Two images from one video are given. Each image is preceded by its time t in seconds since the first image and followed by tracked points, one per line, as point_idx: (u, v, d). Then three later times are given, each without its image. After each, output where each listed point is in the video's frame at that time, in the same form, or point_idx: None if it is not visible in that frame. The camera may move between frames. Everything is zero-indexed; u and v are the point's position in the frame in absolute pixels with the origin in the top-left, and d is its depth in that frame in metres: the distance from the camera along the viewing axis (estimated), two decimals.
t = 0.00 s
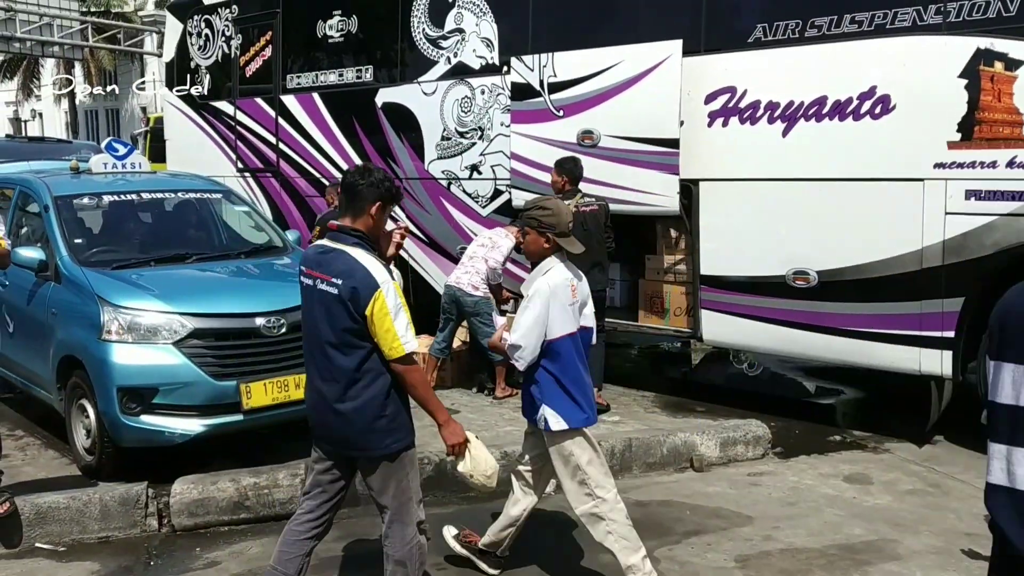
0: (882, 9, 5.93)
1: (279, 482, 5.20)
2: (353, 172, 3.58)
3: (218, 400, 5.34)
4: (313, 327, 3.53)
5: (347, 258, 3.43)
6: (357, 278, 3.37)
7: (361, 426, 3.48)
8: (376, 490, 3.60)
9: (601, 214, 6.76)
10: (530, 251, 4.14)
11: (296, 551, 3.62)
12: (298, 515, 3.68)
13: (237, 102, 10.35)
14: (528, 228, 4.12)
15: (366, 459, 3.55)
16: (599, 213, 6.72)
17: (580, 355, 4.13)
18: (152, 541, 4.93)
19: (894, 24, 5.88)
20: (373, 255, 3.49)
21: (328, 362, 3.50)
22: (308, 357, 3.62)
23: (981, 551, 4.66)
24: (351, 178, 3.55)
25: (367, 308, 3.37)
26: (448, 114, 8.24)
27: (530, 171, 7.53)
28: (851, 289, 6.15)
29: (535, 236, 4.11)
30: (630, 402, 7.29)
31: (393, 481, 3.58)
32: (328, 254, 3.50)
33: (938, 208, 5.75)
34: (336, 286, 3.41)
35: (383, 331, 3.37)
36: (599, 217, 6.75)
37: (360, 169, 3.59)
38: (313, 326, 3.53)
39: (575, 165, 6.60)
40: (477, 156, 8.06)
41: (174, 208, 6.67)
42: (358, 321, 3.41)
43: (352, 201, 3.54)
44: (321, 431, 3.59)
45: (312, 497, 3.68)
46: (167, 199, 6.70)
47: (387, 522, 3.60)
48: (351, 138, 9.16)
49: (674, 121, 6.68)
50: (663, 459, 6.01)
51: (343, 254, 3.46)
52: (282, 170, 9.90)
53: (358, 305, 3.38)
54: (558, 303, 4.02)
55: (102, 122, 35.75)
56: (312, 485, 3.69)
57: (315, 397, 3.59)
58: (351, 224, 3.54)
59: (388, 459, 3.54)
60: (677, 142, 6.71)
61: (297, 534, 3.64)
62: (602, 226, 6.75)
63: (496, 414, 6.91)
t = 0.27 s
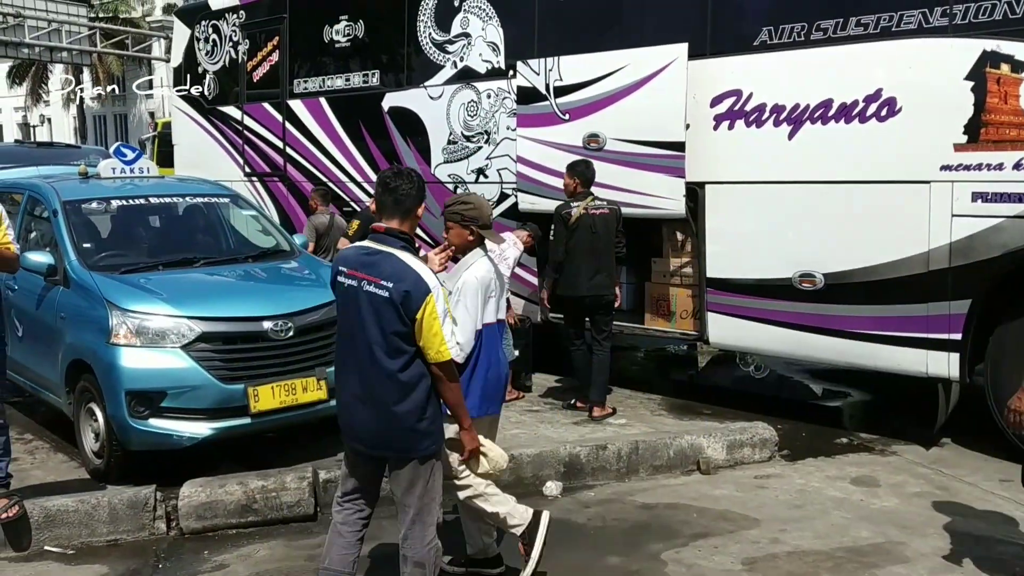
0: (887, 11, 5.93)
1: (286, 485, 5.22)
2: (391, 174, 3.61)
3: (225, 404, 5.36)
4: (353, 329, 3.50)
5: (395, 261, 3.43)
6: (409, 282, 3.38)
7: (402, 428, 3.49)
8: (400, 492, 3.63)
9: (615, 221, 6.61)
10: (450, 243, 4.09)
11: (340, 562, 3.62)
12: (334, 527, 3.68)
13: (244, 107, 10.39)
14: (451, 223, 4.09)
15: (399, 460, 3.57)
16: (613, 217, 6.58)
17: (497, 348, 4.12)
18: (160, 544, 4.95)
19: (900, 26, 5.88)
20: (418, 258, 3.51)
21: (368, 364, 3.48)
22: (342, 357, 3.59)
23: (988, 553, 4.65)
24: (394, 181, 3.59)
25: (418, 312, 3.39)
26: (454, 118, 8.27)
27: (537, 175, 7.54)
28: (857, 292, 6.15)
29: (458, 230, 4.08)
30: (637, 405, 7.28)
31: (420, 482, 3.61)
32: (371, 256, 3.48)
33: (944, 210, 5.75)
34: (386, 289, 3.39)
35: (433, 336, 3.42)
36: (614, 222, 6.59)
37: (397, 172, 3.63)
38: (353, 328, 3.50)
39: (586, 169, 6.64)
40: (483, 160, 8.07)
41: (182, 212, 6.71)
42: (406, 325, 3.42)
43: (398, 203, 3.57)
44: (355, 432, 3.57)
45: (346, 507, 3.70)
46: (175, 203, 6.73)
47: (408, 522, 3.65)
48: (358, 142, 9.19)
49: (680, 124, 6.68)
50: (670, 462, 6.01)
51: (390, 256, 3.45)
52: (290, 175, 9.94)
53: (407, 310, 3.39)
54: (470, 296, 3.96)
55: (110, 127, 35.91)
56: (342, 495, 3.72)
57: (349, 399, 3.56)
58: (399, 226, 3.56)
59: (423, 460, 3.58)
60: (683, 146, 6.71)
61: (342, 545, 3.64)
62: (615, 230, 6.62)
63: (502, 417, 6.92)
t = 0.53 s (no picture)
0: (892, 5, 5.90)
1: (292, 482, 5.22)
2: (400, 172, 3.55)
3: (231, 402, 5.37)
4: (365, 327, 3.49)
5: (409, 259, 3.43)
6: (423, 279, 3.39)
7: (414, 425, 3.49)
8: (409, 486, 3.63)
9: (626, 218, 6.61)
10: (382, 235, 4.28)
11: (356, 569, 3.62)
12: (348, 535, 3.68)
13: (248, 105, 10.40)
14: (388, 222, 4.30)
15: (409, 457, 3.57)
16: (621, 213, 6.57)
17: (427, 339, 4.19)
18: (167, 541, 4.96)
19: (905, 20, 5.86)
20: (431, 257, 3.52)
21: (381, 361, 3.48)
22: (352, 356, 3.56)
23: (996, 549, 4.64)
24: (405, 181, 3.54)
25: (433, 309, 3.40)
26: (459, 114, 8.26)
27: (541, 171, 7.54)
28: (863, 287, 6.13)
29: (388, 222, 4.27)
30: (642, 401, 7.27)
31: (429, 476, 3.62)
32: (384, 254, 3.47)
33: (950, 205, 5.73)
34: (401, 286, 3.39)
35: (443, 335, 3.42)
36: (622, 218, 6.58)
37: (408, 169, 3.56)
38: (365, 326, 3.49)
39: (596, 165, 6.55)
40: (487, 157, 8.07)
41: (187, 210, 6.71)
42: (420, 323, 3.42)
43: (411, 203, 3.54)
44: (365, 431, 3.55)
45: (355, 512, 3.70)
46: (180, 201, 6.74)
47: (415, 516, 3.65)
48: (362, 139, 9.19)
49: (684, 120, 6.67)
50: (676, 458, 6.00)
51: (404, 254, 3.45)
52: (294, 173, 9.94)
53: (421, 307, 3.39)
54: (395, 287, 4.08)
55: (115, 126, 36.03)
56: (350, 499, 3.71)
57: (359, 396, 3.54)
58: (412, 226, 3.56)
59: (432, 455, 3.59)
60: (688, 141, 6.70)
61: (358, 553, 3.64)
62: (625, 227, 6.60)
63: (508, 414, 6.92)
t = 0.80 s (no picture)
0: None
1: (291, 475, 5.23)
2: (395, 167, 3.52)
3: (229, 395, 5.37)
4: (368, 320, 3.47)
5: (410, 249, 3.45)
6: (428, 268, 3.41)
7: (417, 415, 3.50)
8: (406, 476, 3.64)
9: (617, 209, 6.54)
10: (297, 237, 4.27)
11: (355, 563, 3.66)
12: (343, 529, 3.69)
13: (245, 97, 10.38)
14: (296, 215, 4.27)
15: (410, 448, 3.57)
16: (612, 205, 6.52)
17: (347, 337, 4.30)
18: (166, 534, 4.97)
19: (902, 9, 5.85)
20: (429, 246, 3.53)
21: (385, 354, 3.46)
22: (352, 351, 3.53)
23: (993, 537, 4.65)
24: (400, 177, 3.51)
25: (437, 296, 3.43)
26: (455, 106, 8.24)
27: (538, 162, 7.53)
28: (860, 277, 6.14)
29: (302, 224, 4.23)
30: (640, 392, 7.28)
31: (427, 465, 3.63)
32: (383, 245, 3.47)
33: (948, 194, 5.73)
34: (406, 276, 3.40)
35: (445, 321, 3.45)
36: (612, 209, 6.53)
37: (400, 160, 3.53)
38: (368, 319, 3.47)
39: (585, 157, 6.55)
40: (484, 148, 8.06)
41: (184, 203, 6.70)
42: (424, 312, 3.44)
43: (405, 198, 3.54)
44: (366, 426, 3.53)
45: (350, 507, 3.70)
46: (177, 194, 6.73)
47: (412, 506, 3.67)
48: (359, 130, 9.17)
49: (681, 110, 6.66)
50: (674, 448, 6.01)
51: (405, 244, 3.46)
52: (291, 165, 9.92)
53: (426, 296, 3.41)
54: (312, 296, 4.09)
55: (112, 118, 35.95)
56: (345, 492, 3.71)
57: (361, 389, 3.52)
58: (407, 217, 3.55)
59: (431, 444, 3.60)
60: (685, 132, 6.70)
61: (356, 546, 3.66)
62: (614, 217, 6.54)
63: (506, 405, 6.93)
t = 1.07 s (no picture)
0: None
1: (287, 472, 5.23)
2: (389, 167, 3.56)
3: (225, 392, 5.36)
4: (368, 319, 3.46)
5: (409, 245, 3.48)
6: (430, 263, 3.46)
7: (419, 410, 3.52)
8: (399, 474, 3.64)
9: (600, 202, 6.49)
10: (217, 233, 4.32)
11: (350, 563, 3.63)
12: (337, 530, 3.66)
13: (239, 94, 10.36)
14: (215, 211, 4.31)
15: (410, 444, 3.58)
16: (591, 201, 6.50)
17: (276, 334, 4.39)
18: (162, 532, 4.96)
19: (897, 7, 5.86)
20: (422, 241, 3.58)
21: (387, 351, 3.47)
22: (350, 351, 3.50)
23: (987, 533, 4.67)
24: (396, 176, 3.56)
25: (439, 292, 3.49)
26: (451, 102, 8.24)
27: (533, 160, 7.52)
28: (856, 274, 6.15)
29: (221, 217, 4.30)
30: (636, 389, 7.28)
31: (421, 461, 3.64)
32: (381, 243, 3.48)
33: (942, 191, 5.74)
34: (410, 271, 3.43)
35: (445, 315, 3.52)
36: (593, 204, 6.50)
37: (387, 158, 3.56)
38: (369, 317, 3.46)
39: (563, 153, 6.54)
40: (480, 145, 8.05)
41: (179, 200, 6.69)
42: (427, 306, 3.48)
43: (400, 195, 3.61)
44: (368, 426, 3.50)
45: (342, 506, 3.67)
46: (172, 191, 6.71)
47: (406, 503, 3.66)
48: (354, 127, 9.16)
49: (677, 108, 6.66)
50: (669, 445, 6.02)
51: (403, 240, 3.49)
52: (286, 162, 9.91)
53: (429, 290, 3.46)
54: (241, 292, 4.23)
55: (106, 115, 35.87)
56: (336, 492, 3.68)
57: (363, 388, 3.50)
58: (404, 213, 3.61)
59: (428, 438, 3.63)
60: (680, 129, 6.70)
61: (350, 546, 3.63)
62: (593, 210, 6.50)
63: (502, 402, 6.94)
